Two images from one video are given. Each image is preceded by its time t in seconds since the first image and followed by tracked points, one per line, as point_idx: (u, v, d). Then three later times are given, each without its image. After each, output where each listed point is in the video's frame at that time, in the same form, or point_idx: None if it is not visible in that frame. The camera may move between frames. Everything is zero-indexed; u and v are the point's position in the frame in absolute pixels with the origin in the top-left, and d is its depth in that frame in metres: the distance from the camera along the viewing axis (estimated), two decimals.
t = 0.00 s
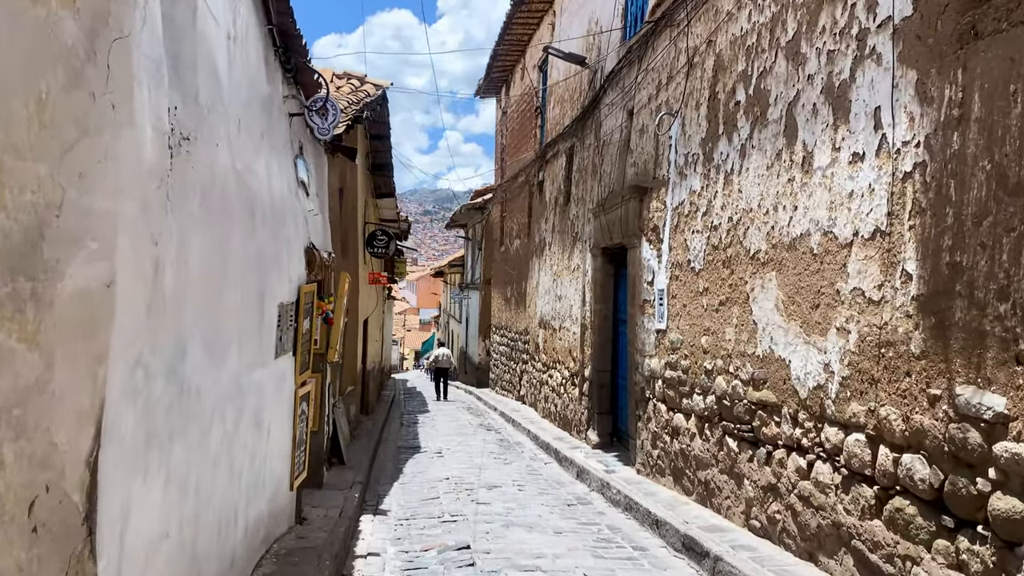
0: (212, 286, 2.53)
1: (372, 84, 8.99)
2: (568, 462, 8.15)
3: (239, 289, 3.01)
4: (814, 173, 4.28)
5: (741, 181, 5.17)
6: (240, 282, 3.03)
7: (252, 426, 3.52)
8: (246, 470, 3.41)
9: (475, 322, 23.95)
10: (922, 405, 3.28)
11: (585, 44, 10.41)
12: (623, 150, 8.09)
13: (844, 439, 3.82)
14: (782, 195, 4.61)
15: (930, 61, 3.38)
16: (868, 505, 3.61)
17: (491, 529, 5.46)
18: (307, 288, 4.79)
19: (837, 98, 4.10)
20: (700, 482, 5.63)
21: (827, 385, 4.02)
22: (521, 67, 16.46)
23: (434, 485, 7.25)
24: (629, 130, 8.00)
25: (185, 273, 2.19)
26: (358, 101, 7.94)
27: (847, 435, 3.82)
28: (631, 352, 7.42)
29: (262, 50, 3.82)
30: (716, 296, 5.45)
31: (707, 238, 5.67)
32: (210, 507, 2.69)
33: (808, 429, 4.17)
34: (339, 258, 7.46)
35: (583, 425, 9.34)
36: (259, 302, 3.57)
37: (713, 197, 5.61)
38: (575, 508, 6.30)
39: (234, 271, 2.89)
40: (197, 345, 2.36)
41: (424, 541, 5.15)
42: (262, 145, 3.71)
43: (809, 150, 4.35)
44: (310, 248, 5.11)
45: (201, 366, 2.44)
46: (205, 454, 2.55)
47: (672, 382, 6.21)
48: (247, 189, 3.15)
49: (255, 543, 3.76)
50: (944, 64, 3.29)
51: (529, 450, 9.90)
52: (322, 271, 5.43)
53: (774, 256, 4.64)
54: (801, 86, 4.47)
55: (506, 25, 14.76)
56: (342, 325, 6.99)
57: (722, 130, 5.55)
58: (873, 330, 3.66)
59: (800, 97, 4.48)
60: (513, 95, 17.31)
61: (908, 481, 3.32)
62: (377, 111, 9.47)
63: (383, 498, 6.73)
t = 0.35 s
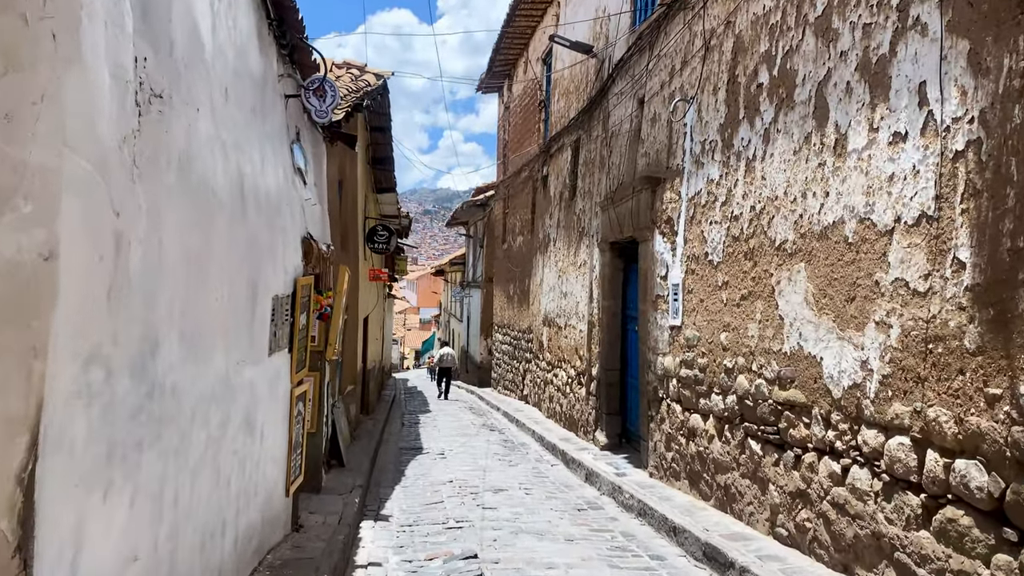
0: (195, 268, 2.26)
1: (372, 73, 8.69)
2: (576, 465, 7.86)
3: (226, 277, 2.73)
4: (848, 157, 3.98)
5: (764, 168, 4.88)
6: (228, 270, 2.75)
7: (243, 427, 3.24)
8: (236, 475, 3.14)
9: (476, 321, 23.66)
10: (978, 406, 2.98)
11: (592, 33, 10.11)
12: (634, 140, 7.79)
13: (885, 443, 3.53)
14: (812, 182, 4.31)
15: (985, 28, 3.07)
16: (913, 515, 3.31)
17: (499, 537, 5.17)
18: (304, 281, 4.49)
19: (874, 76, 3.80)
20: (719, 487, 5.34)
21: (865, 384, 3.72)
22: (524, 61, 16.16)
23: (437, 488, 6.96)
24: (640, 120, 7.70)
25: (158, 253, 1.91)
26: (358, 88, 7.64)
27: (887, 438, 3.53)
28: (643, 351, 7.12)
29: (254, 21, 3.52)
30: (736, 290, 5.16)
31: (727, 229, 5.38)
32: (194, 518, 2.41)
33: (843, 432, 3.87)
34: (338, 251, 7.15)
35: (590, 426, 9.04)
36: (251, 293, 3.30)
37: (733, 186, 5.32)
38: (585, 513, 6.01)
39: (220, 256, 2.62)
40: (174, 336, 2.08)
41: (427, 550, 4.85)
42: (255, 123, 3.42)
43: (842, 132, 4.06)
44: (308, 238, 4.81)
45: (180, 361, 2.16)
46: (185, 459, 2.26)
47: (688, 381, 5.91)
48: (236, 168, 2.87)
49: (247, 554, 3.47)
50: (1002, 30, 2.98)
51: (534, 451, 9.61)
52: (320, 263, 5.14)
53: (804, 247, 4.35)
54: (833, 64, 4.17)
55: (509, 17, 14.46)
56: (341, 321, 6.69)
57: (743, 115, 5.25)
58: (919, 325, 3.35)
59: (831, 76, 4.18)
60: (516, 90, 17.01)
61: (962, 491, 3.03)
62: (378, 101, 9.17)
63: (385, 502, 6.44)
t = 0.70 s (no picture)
0: (166, 258, 2.00)
1: (372, 64, 8.40)
2: (583, 469, 7.57)
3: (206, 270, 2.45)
4: (883, 143, 3.69)
5: (788, 157, 4.59)
6: (207, 262, 2.47)
7: (227, 435, 2.95)
8: (220, 489, 2.85)
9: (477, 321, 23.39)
10: None
11: (598, 24, 9.82)
12: (643, 133, 7.51)
13: (930, 453, 3.23)
14: (842, 171, 4.03)
15: None
16: (964, 533, 3.02)
17: (504, 549, 4.87)
18: (298, 278, 4.19)
19: (913, 55, 3.51)
20: (738, 496, 5.04)
21: (905, 389, 3.42)
22: (527, 56, 15.88)
23: (439, 495, 6.67)
24: (650, 112, 7.41)
25: (107, 238, 1.63)
26: (356, 79, 7.34)
27: (932, 448, 3.23)
28: (653, 351, 6.83)
29: None
30: (757, 288, 4.87)
31: (746, 223, 5.09)
32: (166, 541, 2.13)
33: (880, 440, 3.58)
34: (335, 249, 6.85)
35: (597, 429, 8.75)
36: (237, 288, 3.01)
37: (754, 177, 5.03)
38: (594, 523, 5.73)
39: (197, 246, 2.33)
40: (133, 335, 1.80)
41: (429, 565, 4.56)
42: (242, 104, 3.14)
43: (876, 116, 3.77)
44: (303, 232, 4.52)
45: (142, 363, 1.87)
46: (152, 476, 1.97)
47: (704, 384, 5.62)
48: (217, 149, 2.59)
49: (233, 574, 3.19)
50: None
51: (538, 455, 9.32)
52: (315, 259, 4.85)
53: (833, 241, 4.05)
54: (866, 44, 3.88)
55: (511, 10, 14.17)
56: (339, 321, 6.39)
57: (764, 103, 4.97)
58: (969, 324, 3.06)
59: (863, 57, 3.89)
60: (518, 86, 16.74)
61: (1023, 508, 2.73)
62: (377, 93, 8.87)
63: (384, 510, 6.15)
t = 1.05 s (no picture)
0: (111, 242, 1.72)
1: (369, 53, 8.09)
2: (589, 474, 7.27)
3: (171, 261, 2.15)
4: (924, 126, 3.38)
5: (813, 144, 4.29)
6: (173, 252, 2.17)
7: (203, 447, 2.65)
8: (194, 508, 2.54)
9: (478, 319, 23.09)
10: None
11: (603, 14, 9.51)
12: (652, 123, 7.20)
13: (982, 466, 2.92)
14: (875, 157, 3.72)
15: None
16: None
17: (509, 563, 4.57)
18: (286, 273, 3.88)
19: (958, 28, 3.20)
20: (758, 506, 4.74)
21: (952, 395, 3.11)
22: (528, 50, 15.58)
23: (439, 502, 6.36)
24: (659, 102, 7.11)
25: (21, 212, 1.37)
26: (353, 66, 7.02)
27: (985, 460, 2.92)
28: (663, 352, 6.52)
29: None
30: (779, 284, 4.57)
31: (766, 216, 4.79)
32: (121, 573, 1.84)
33: (921, 450, 3.27)
34: (330, 244, 6.54)
35: (603, 432, 8.45)
36: (214, 284, 2.71)
37: (775, 166, 4.73)
38: (603, 533, 5.43)
39: (159, 231, 2.03)
40: (60, 332, 1.51)
41: None
42: (221, 79, 2.84)
43: (915, 97, 3.46)
44: (293, 224, 4.20)
45: (75, 367, 1.57)
46: (97, 499, 1.67)
47: (719, 386, 5.32)
48: (187, 124, 2.30)
49: None
50: None
51: (542, 458, 9.02)
52: (307, 254, 4.54)
53: (865, 233, 3.75)
54: (903, 19, 3.57)
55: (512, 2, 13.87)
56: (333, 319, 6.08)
57: (786, 87, 4.66)
58: None
59: (900, 34, 3.58)
60: (520, 80, 16.43)
61: None
62: (375, 84, 8.56)
63: (381, 519, 5.84)
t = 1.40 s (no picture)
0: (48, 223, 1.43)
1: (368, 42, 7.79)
2: (598, 479, 6.98)
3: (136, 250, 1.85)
4: (976, 107, 3.08)
5: (845, 129, 3.99)
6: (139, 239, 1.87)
7: (182, 461, 2.35)
8: (170, 531, 2.25)
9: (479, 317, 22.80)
10: None
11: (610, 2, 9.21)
12: (664, 113, 6.90)
13: None
14: (917, 142, 3.42)
15: None
16: None
17: None
18: (278, 267, 3.57)
19: None
20: (783, 517, 4.45)
21: (1011, 401, 2.81)
22: (531, 43, 15.27)
23: (442, 510, 6.07)
24: (671, 91, 6.82)
25: None
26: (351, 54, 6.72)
27: None
28: (677, 352, 6.23)
29: None
30: (807, 281, 4.28)
31: (791, 208, 4.50)
32: None
33: (975, 461, 2.97)
34: (328, 239, 6.24)
35: (611, 434, 8.16)
36: (194, 277, 2.42)
37: (801, 155, 4.43)
38: (616, 544, 5.14)
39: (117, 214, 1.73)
40: None
41: None
42: (201, 49, 2.54)
43: (965, 74, 3.16)
44: (286, 215, 3.90)
45: None
46: (32, 536, 1.40)
47: (739, 389, 5.03)
48: (158, 92, 2.01)
49: None
50: None
51: (547, 461, 8.73)
52: (303, 248, 4.25)
53: (906, 224, 3.46)
54: None
55: None
56: (331, 318, 5.77)
57: (813, 70, 4.36)
58: None
59: (946, 5, 3.28)
60: (522, 74, 16.13)
61: None
62: (375, 74, 8.27)
63: (381, 529, 5.54)
